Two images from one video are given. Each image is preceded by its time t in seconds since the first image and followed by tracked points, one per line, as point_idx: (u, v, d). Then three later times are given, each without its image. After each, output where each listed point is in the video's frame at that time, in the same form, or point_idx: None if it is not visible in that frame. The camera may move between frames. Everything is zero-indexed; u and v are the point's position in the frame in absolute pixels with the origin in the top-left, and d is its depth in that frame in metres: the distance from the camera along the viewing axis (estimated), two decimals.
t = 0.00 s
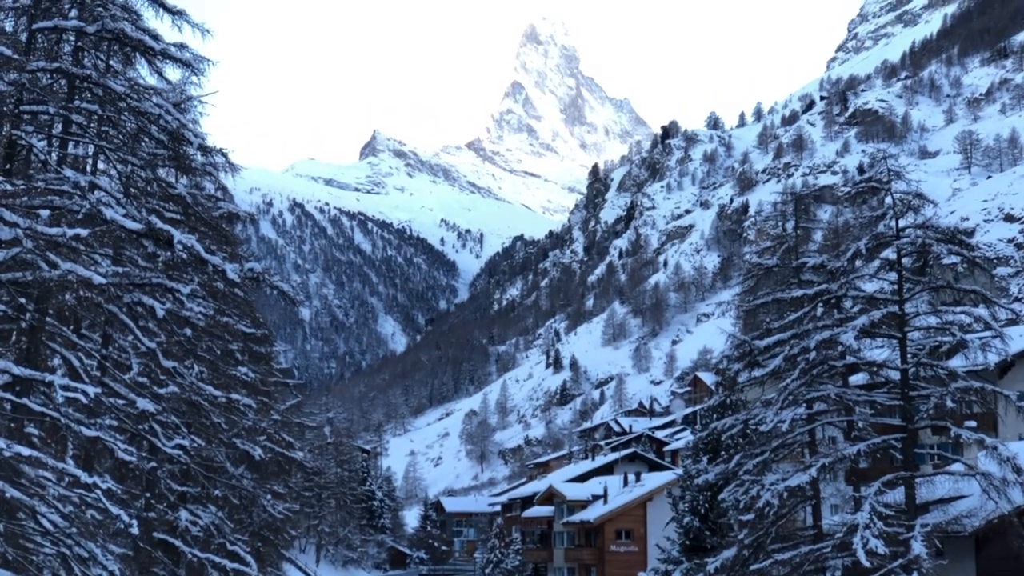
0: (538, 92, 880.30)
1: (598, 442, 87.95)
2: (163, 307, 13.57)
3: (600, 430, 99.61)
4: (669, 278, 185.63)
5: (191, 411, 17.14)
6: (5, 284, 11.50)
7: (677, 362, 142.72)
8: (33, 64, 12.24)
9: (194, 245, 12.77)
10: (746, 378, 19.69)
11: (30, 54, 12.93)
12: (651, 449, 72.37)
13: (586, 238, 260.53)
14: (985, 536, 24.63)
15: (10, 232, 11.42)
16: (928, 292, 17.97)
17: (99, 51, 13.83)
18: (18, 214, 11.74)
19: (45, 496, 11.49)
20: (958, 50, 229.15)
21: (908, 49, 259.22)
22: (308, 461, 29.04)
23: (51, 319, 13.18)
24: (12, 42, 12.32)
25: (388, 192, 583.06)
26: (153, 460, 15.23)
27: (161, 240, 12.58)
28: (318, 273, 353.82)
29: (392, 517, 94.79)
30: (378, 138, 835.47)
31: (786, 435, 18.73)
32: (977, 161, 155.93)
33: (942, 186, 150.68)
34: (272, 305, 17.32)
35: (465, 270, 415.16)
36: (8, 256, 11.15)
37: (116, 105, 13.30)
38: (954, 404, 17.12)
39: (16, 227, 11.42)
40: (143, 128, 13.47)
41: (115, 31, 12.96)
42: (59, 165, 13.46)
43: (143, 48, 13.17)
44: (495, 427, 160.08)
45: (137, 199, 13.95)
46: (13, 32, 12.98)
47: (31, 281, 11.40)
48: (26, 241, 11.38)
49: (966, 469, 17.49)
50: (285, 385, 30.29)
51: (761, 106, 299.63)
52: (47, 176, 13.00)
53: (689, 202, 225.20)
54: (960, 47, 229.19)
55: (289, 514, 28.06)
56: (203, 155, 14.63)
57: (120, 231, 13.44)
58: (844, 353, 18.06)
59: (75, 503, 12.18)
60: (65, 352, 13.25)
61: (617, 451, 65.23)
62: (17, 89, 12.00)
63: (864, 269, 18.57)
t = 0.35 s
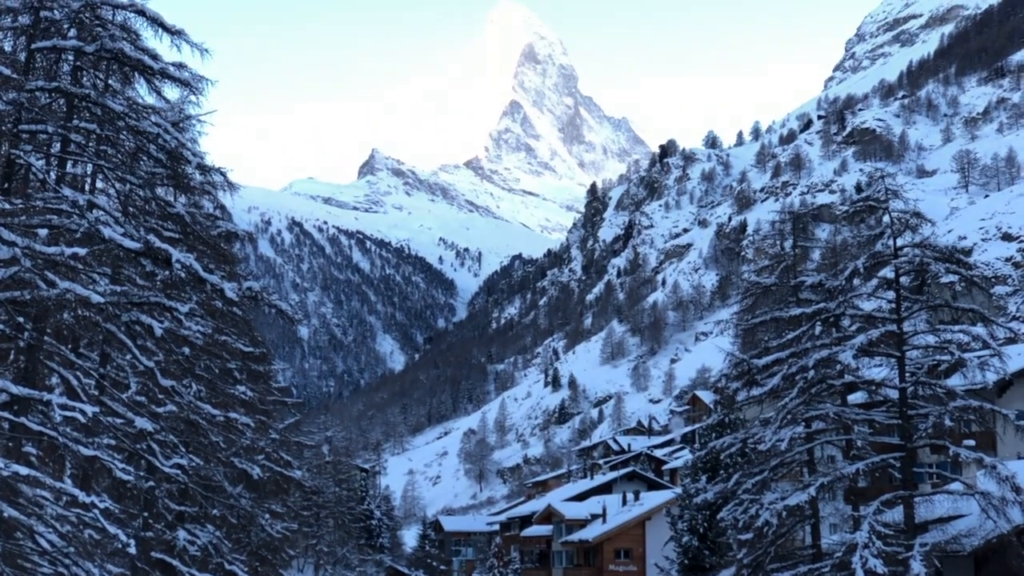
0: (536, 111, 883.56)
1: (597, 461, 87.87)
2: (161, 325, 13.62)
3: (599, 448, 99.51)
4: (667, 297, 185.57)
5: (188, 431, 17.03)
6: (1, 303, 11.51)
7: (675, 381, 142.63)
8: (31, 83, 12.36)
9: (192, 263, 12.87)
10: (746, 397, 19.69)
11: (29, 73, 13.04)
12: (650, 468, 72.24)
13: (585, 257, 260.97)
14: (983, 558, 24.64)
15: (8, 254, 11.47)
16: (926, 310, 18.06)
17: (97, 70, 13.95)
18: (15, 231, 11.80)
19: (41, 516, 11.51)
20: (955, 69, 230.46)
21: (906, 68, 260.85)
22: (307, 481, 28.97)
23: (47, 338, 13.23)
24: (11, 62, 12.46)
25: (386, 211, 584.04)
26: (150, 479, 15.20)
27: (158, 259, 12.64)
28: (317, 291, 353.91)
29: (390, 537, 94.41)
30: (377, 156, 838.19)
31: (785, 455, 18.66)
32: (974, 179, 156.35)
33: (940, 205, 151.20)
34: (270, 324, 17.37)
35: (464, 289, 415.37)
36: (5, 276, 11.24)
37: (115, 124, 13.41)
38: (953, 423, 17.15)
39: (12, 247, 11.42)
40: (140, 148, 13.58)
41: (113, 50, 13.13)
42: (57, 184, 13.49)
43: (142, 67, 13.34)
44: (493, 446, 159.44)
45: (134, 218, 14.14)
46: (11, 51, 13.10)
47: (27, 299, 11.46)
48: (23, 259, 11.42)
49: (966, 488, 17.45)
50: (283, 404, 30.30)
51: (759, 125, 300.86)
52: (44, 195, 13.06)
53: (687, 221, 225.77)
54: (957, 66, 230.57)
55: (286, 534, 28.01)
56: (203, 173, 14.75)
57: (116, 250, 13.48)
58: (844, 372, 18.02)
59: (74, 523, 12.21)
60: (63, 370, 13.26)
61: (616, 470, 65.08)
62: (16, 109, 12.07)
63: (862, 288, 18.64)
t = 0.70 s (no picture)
0: (531, 131, 886.37)
1: (592, 480, 87.54)
2: (156, 346, 13.68)
3: (594, 468, 99.14)
4: (662, 316, 185.52)
5: (183, 452, 17.03)
6: None
7: (670, 401, 142.44)
8: (27, 105, 12.48)
9: (186, 284, 12.97)
10: (740, 416, 19.85)
11: (24, 95, 13.18)
12: (645, 487, 72.13)
13: (580, 277, 261.33)
14: None
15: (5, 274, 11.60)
16: (920, 330, 18.23)
17: (92, 91, 14.12)
18: (11, 253, 11.91)
19: (36, 535, 11.52)
20: (947, 89, 231.98)
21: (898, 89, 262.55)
22: (302, 502, 28.93)
23: (43, 359, 13.33)
24: (5, 82, 12.59)
25: (381, 231, 584.51)
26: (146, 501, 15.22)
27: (153, 280, 12.71)
28: (312, 311, 352.98)
29: (384, 558, 93.74)
30: (372, 177, 839.87)
31: (781, 473, 18.75)
32: (968, 199, 156.72)
33: (933, 224, 151.79)
34: (265, 345, 17.41)
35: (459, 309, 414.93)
36: None
37: (109, 145, 13.54)
38: (948, 441, 17.20)
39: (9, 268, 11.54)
40: (135, 168, 13.70)
41: (108, 73, 13.34)
42: (52, 206, 13.56)
43: (137, 88, 13.54)
44: (488, 466, 158.81)
45: (129, 239, 14.24)
46: (7, 72, 13.22)
47: (22, 320, 11.52)
48: (18, 281, 11.48)
49: (961, 507, 17.56)
50: (279, 425, 30.28)
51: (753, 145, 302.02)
52: (38, 217, 13.15)
53: (682, 240, 226.30)
54: (949, 86, 232.18)
55: (280, 554, 27.92)
56: (198, 194, 14.85)
57: (111, 271, 13.58)
58: (838, 392, 18.15)
59: (67, 544, 12.19)
60: (57, 392, 13.35)
61: (612, 490, 65.01)
62: (10, 130, 12.14)
63: (856, 308, 18.80)
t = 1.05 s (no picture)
0: (525, 152, 887.97)
1: (587, 501, 87.27)
2: (150, 369, 13.66)
3: (588, 489, 98.71)
4: (657, 337, 185.52)
5: (178, 475, 16.98)
6: None
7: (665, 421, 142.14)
8: (19, 126, 12.52)
9: (181, 306, 12.90)
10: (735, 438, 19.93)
11: (17, 117, 13.24)
12: (640, 508, 71.99)
13: (575, 297, 261.62)
14: None
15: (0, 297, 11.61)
16: (914, 349, 18.28)
17: (86, 114, 14.26)
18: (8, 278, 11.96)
19: (29, 559, 11.50)
20: (940, 109, 233.24)
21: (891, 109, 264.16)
22: (297, 524, 28.85)
23: (37, 383, 13.37)
24: None
25: (376, 252, 584.62)
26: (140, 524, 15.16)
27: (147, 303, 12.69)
28: (307, 333, 352.19)
29: None
30: (367, 198, 841.49)
31: (776, 494, 18.73)
32: (961, 219, 156.48)
33: (927, 244, 152.39)
34: (261, 367, 17.36)
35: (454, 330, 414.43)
36: None
37: (103, 168, 13.61)
38: (943, 461, 17.26)
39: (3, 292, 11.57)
40: (129, 191, 13.74)
41: (101, 95, 13.31)
42: (45, 229, 13.58)
43: (130, 110, 13.52)
44: (483, 487, 158.07)
45: (124, 261, 14.24)
46: (1, 96, 13.31)
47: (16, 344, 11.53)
48: (11, 304, 11.47)
49: (956, 527, 17.52)
50: (272, 447, 30.20)
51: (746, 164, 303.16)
52: (33, 240, 13.22)
53: (676, 261, 226.79)
54: (941, 106, 233.62)
55: None
56: (193, 216, 14.87)
57: (106, 294, 13.63)
58: (833, 412, 18.11)
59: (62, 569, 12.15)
60: (52, 415, 13.35)
61: (606, 511, 64.86)
62: (5, 152, 12.21)
63: (850, 327, 18.92)
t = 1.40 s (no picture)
0: (518, 171, 889.39)
1: (585, 522, 86.62)
2: (147, 392, 12.99)
3: (586, 510, 98.13)
4: (653, 357, 185.33)
5: (175, 497, 16.19)
6: None
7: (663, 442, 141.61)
8: (17, 149, 11.98)
9: (178, 329, 12.19)
10: (733, 457, 19.08)
11: (13, 139, 12.74)
12: (637, 529, 71.28)
13: (571, 318, 261.44)
14: None
15: None
16: (912, 369, 17.60)
17: (82, 136, 13.75)
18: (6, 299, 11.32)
19: None
20: (935, 129, 234.51)
21: (885, 130, 265.89)
22: (294, 547, 28.10)
23: (33, 405, 12.75)
24: None
25: (371, 272, 583.58)
26: (134, 548, 14.41)
27: (145, 324, 12.02)
28: (302, 353, 350.63)
29: None
30: (363, 219, 842.28)
31: (773, 516, 17.48)
32: (957, 239, 157.03)
33: (923, 265, 152.89)
34: (258, 388, 16.63)
35: (449, 350, 413.03)
36: None
37: (100, 190, 13.03)
38: (940, 483, 16.47)
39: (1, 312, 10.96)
40: (125, 213, 13.13)
41: (98, 116, 12.69)
42: (41, 252, 12.95)
43: (127, 132, 12.91)
44: (480, 508, 156.83)
45: (120, 283, 13.60)
46: None
47: (11, 365, 10.96)
48: (8, 327, 10.86)
49: (954, 550, 16.51)
50: (269, 469, 29.48)
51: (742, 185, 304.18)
52: (30, 261, 12.60)
53: (672, 281, 226.97)
54: (936, 127, 234.99)
55: None
56: (188, 239, 14.26)
57: (103, 315, 13.02)
58: (830, 433, 17.21)
59: None
60: (46, 436, 12.70)
61: (604, 533, 64.16)
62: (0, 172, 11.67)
63: (847, 347, 18.34)
